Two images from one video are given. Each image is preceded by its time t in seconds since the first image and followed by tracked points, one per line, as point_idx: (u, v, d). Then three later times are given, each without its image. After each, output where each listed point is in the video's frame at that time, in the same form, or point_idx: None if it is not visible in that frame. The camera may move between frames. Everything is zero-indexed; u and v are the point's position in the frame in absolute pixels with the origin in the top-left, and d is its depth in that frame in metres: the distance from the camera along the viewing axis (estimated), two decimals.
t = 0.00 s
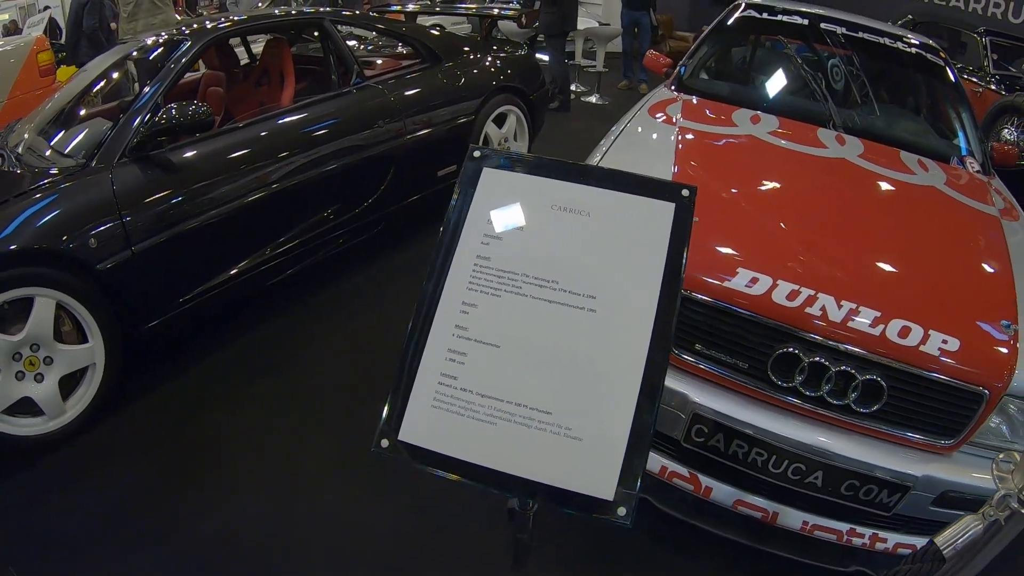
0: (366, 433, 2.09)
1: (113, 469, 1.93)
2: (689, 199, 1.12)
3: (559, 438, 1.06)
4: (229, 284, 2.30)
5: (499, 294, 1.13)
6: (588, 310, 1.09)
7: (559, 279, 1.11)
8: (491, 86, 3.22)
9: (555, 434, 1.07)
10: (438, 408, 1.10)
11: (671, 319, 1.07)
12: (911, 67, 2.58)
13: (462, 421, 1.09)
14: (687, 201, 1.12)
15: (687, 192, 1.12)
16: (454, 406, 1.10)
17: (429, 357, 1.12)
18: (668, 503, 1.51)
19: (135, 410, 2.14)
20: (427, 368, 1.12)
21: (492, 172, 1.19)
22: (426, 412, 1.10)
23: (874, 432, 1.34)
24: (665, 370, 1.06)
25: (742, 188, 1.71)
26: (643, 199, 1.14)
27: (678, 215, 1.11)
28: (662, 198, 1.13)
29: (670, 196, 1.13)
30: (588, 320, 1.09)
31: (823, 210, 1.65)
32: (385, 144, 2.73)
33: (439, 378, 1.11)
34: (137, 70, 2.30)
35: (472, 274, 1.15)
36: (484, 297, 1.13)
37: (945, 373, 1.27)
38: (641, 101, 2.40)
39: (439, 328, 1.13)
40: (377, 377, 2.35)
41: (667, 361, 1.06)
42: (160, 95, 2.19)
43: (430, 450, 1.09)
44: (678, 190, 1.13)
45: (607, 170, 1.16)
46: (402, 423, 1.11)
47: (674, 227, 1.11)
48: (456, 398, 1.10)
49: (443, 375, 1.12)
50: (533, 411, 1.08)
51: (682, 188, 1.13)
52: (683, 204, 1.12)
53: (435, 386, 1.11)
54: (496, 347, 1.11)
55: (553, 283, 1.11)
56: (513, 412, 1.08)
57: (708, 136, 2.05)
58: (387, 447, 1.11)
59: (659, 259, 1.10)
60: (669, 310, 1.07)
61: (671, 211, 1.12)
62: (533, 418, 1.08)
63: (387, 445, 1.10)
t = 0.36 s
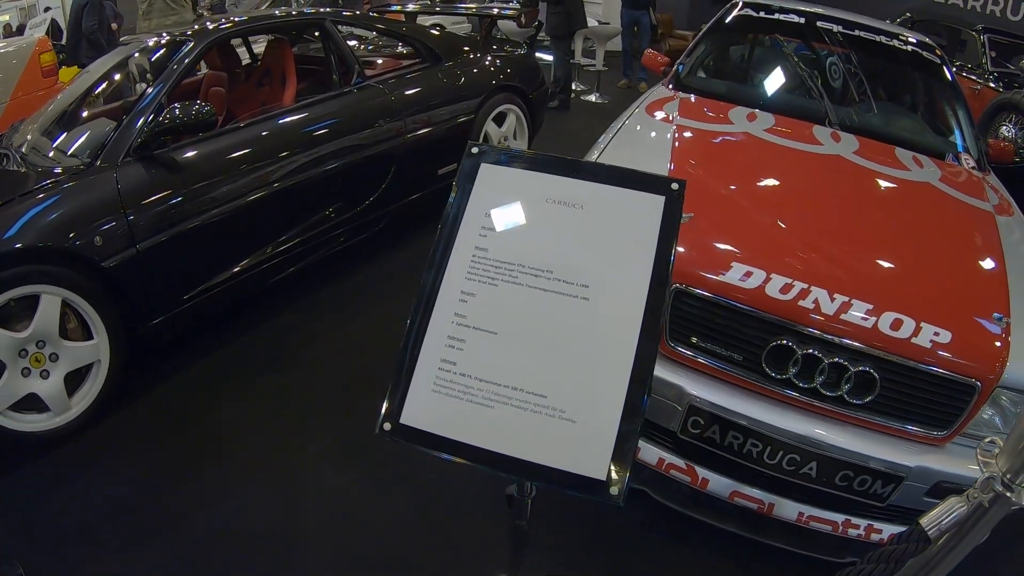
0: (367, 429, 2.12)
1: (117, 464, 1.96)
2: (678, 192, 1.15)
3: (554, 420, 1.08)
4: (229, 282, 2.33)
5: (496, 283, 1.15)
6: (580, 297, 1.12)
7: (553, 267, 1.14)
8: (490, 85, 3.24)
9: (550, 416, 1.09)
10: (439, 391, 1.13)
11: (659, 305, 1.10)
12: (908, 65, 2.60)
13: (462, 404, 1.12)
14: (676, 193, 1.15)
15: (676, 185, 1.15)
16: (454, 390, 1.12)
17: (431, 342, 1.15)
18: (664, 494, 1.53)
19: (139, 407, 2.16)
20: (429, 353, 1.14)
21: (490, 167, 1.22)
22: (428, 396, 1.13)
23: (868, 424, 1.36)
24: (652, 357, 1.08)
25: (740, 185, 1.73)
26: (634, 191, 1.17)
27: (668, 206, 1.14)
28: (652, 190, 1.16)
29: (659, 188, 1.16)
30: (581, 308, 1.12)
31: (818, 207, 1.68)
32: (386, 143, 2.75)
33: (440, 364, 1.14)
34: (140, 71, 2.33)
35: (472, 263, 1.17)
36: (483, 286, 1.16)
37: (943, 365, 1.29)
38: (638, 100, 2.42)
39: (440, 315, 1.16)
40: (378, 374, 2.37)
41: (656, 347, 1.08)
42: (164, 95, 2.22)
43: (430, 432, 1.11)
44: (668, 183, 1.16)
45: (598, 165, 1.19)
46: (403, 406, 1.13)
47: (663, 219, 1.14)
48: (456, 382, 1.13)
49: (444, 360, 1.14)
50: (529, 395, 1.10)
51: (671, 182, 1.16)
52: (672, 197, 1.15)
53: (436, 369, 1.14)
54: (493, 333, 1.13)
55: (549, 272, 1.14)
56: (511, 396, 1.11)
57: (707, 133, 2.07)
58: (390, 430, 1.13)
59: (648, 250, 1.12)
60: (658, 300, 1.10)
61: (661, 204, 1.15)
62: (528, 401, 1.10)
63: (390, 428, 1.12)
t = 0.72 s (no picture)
0: (369, 428, 2.09)
1: (117, 465, 1.93)
2: (694, 181, 1.12)
3: (566, 420, 1.06)
4: (230, 280, 2.30)
5: (504, 278, 1.12)
6: (594, 292, 1.09)
7: (564, 262, 1.11)
8: (490, 80, 3.21)
9: (562, 417, 1.06)
10: (445, 392, 1.10)
11: (677, 297, 1.07)
12: (913, 56, 2.57)
13: (469, 405, 1.09)
14: (692, 182, 1.12)
15: (692, 174, 1.12)
16: (462, 390, 1.10)
17: (436, 340, 1.12)
18: (671, 491, 1.51)
19: (139, 407, 2.14)
20: (435, 352, 1.12)
21: (497, 157, 1.19)
22: (435, 397, 1.10)
23: (880, 420, 1.34)
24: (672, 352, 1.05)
25: (745, 176, 1.71)
26: (649, 181, 1.14)
27: (684, 196, 1.12)
28: (667, 178, 1.13)
29: (674, 177, 1.13)
30: (595, 303, 1.09)
31: (826, 199, 1.65)
32: (386, 139, 2.73)
33: (446, 363, 1.11)
34: (138, 68, 2.30)
35: (478, 258, 1.14)
36: (490, 281, 1.13)
37: (950, 358, 1.27)
38: (641, 92, 2.39)
39: (446, 313, 1.13)
40: (380, 372, 2.34)
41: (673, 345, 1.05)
42: (161, 93, 2.19)
43: (437, 435, 1.09)
44: (683, 172, 1.13)
45: (611, 154, 1.16)
46: (408, 408, 1.10)
47: (679, 208, 1.11)
48: (464, 382, 1.10)
49: (450, 359, 1.11)
50: (539, 395, 1.08)
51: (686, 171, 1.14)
52: (688, 186, 1.12)
53: (443, 369, 1.11)
54: (502, 330, 1.11)
55: (559, 267, 1.11)
56: (521, 396, 1.08)
57: (710, 125, 2.05)
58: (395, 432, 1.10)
59: (665, 241, 1.09)
60: (676, 293, 1.07)
61: (676, 193, 1.12)
62: (538, 401, 1.07)
63: (395, 431, 1.10)
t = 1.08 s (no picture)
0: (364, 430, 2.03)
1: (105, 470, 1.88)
2: (709, 169, 1.01)
3: (569, 440, 0.92)
4: (223, 278, 2.25)
5: (498, 278, 1.01)
6: (600, 294, 0.97)
7: (566, 260, 0.99)
8: (486, 71, 3.15)
9: (565, 437, 0.93)
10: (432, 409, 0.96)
11: (691, 294, 0.96)
12: (919, 44, 2.51)
13: (461, 424, 0.95)
14: (707, 171, 1.01)
15: (706, 161, 1.01)
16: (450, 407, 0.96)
17: (422, 349, 1.00)
18: (678, 495, 1.45)
19: (129, 411, 2.08)
20: (420, 364, 0.99)
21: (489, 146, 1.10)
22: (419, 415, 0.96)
23: (893, 420, 1.29)
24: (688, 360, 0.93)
25: (748, 167, 1.65)
26: (658, 170, 1.03)
27: (698, 185, 1.01)
28: (679, 167, 1.02)
29: (686, 165, 1.02)
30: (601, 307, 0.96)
31: (834, 190, 1.59)
32: (380, 132, 2.66)
33: (433, 376, 0.98)
34: (129, 63, 2.22)
35: (469, 256, 1.03)
36: (482, 282, 1.01)
37: (957, 354, 1.22)
38: (641, 82, 2.34)
39: (433, 317, 1.01)
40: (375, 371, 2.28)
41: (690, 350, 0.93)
42: (147, 87, 2.13)
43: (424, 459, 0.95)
44: (696, 159, 1.02)
45: (615, 139, 1.06)
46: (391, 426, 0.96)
47: (693, 198, 1.00)
48: (452, 398, 0.96)
49: (438, 372, 0.98)
50: (538, 412, 0.94)
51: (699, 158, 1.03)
52: (702, 174, 1.01)
53: (429, 383, 0.98)
54: (496, 338, 0.98)
55: (560, 265, 1.00)
56: (518, 413, 0.94)
57: (712, 115, 1.99)
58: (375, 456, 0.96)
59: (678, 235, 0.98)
60: (689, 291, 0.96)
61: (689, 182, 1.01)
62: (537, 419, 0.94)
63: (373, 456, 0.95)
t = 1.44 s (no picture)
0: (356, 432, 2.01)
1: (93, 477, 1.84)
2: (699, 168, 0.97)
3: (552, 457, 0.90)
4: (212, 278, 2.21)
5: (476, 289, 0.98)
6: (582, 304, 0.94)
7: (547, 268, 0.96)
8: (475, 65, 3.12)
9: (547, 454, 0.91)
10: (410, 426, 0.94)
11: (680, 300, 0.92)
12: (911, 33, 2.48)
13: (439, 442, 0.93)
14: (696, 171, 0.97)
15: (695, 161, 0.97)
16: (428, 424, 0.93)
17: (399, 362, 0.97)
18: (672, 495, 1.44)
19: (118, 416, 2.05)
20: (395, 381, 0.96)
21: (465, 147, 1.05)
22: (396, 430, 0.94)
23: (890, 418, 1.27)
24: (676, 371, 0.90)
25: (739, 161, 1.62)
26: (644, 171, 0.99)
27: (686, 187, 0.97)
28: (667, 167, 0.98)
29: (674, 165, 0.98)
30: (583, 318, 0.93)
31: (827, 184, 1.56)
32: (369, 128, 2.63)
33: (411, 391, 0.95)
34: (115, 62, 2.16)
35: (446, 265, 1.00)
36: (460, 292, 0.98)
37: (951, 349, 1.20)
38: (631, 74, 2.31)
39: (410, 328, 0.98)
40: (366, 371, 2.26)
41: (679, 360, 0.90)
42: (130, 87, 2.09)
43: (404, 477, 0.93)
44: (685, 158, 0.98)
45: (600, 138, 1.01)
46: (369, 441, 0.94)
47: (681, 200, 0.96)
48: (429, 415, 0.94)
49: (414, 389, 0.95)
50: (519, 429, 0.92)
51: (688, 156, 0.99)
52: (691, 175, 0.97)
53: (405, 403, 0.95)
54: (475, 351, 0.95)
55: (541, 273, 0.96)
56: (498, 430, 0.92)
57: (702, 107, 1.96)
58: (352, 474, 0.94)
59: (663, 240, 0.95)
60: (678, 297, 0.93)
61: (678, 183, 0.97)
62: (517, 436, 0.92)
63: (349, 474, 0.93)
